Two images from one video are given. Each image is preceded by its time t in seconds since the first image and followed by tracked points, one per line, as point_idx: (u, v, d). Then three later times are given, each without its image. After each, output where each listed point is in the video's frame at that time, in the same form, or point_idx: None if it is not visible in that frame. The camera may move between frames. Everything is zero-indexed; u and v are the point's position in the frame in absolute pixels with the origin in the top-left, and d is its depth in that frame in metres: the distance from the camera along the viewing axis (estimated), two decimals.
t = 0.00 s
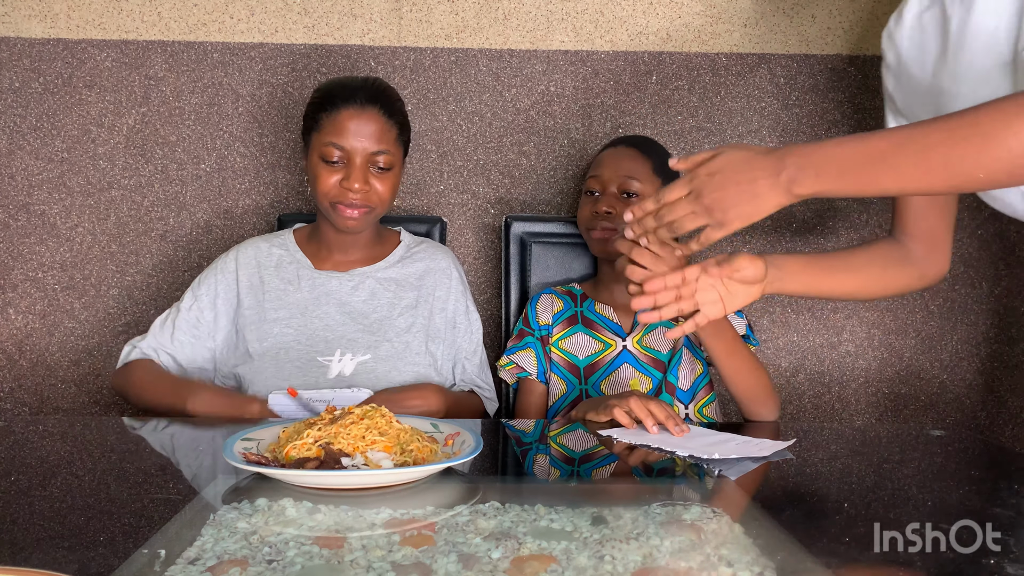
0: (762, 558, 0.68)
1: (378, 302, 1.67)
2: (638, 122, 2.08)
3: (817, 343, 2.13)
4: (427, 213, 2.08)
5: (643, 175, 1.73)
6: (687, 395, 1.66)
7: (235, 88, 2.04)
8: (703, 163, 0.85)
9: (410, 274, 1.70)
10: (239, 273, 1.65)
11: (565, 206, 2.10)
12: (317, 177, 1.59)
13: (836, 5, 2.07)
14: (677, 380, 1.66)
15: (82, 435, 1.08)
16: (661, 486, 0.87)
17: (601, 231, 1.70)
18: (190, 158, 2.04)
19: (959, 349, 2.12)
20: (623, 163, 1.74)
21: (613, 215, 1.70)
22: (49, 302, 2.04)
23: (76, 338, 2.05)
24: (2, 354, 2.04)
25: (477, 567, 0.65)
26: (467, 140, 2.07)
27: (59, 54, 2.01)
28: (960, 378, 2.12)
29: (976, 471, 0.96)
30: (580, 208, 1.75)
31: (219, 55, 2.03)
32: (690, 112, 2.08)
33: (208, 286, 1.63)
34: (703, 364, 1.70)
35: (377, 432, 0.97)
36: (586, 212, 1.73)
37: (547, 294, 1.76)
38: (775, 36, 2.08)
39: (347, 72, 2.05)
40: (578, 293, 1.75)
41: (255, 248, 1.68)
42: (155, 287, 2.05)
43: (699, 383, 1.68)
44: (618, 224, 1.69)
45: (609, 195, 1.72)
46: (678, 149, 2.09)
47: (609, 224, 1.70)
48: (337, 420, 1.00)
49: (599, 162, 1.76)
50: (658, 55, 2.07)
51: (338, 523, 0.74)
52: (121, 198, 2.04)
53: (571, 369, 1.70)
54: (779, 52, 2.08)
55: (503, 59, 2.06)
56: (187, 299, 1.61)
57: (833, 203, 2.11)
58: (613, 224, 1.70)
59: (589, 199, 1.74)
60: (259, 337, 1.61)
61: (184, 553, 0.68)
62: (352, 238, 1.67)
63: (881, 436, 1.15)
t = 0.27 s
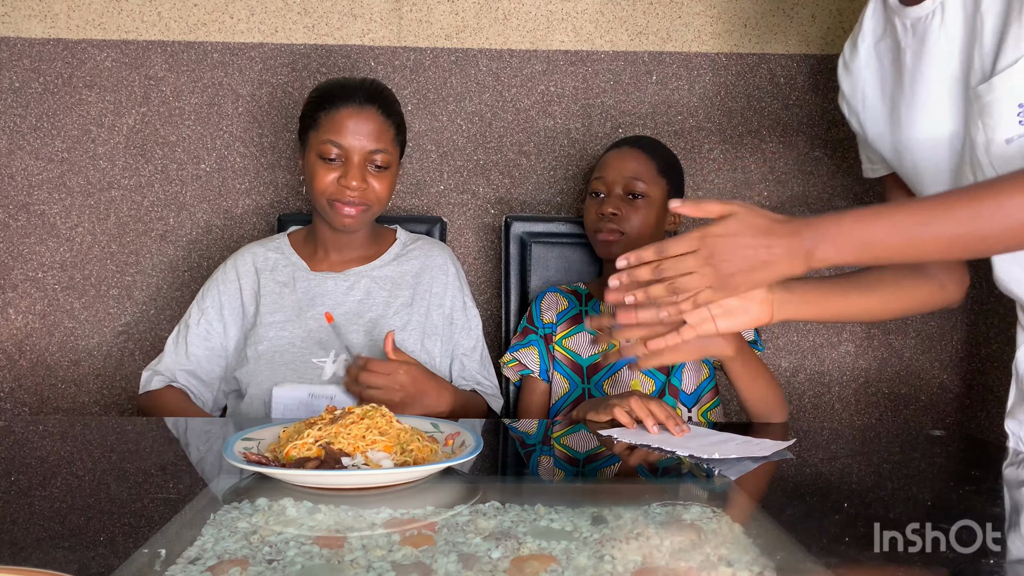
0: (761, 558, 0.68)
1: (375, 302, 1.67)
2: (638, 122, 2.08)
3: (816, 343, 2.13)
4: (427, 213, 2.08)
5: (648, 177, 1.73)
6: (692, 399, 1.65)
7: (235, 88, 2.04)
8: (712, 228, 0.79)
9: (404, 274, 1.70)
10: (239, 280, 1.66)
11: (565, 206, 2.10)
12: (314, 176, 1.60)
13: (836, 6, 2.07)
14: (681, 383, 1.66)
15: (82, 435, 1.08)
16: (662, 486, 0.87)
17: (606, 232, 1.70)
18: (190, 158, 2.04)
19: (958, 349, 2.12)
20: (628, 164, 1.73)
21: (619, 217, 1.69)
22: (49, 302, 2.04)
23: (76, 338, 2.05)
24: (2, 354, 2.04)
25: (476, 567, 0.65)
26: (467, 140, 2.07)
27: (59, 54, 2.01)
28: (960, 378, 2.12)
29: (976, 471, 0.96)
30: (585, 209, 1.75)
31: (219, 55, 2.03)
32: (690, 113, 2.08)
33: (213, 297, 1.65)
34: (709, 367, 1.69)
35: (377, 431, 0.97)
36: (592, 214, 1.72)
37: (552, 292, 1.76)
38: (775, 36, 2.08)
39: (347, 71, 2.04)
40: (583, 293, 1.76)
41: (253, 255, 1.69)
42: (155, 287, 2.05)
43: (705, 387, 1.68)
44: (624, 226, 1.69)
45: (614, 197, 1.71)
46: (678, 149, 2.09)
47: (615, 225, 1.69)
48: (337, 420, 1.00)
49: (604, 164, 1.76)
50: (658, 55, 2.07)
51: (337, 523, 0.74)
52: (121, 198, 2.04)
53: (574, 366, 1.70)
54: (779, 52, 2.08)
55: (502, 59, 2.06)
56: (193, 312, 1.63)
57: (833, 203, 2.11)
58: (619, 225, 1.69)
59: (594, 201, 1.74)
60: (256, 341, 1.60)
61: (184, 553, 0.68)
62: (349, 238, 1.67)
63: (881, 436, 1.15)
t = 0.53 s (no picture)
0: (762, 559, 0.68)
1: (375, 303, 1.67)
2: (638, 122, 2.08)
3: (817, 343, 2.13)
4: (427, 213, 2.08)
5: (648, 178, 1.73)
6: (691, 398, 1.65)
7: (235, 88, 2.03)
8: (764, 274, 0.78)
9: (403, 275, 1.69)
10: (240, 278, 1.66)
11: (565, 207, 2.10)
12: (315, 173, 1.60)
13: (836, 5, 2.06)
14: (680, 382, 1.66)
15: (82, 434, 1.08)
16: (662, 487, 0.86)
17: (605, 235, 1.70)
18: (190, 158, 2.04)
19: (959, 349, 2.12)
20: (628, 165, 1.73)
21: (618, 219, 1.69)
22: (49, 302, 2.04)
23: (76, 338, 2.04)
24: (2, 354, 2.04)
25: (477, 567, 0.65)
26: (467, 140, 2.07)
27: (58, 54, 2.00)
28: (960, 378, 2.12)
29: (976, 471, 0.96)
30: (585, 210, 1.75)
31: (219, 55, 2.03)
32: (690, 113, 2.08)
33: (213, 294, 1.64)
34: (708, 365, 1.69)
35: (377, 431, 0.97)
36: (591, 215, 1.73)
37: (549, 291, 1.76)
38: (775, 36, 2.07)
39: (347, 71, 2.04)
40: (582, 292, 1.76)
41: (253, 252, 1.68)
42: (155, 287, 2.05)
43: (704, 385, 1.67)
44: (623, 228, 1.69)
45: (613, 199, 1.71)
46: (678, 149, 2.09)
47: (614, 227, 1.69)
48: (337, 420, 1.00)
49: (604, 165, 1.76)
50: (658, 55, 2.07)
51: (337, 523, 0.74)
52: (121, 198, 2.04)
53: (572, 365, 1.70)
54: (779, 53, 2.08)
55: (502, 59, 2.06)
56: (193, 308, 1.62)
57: (834, 203, 2.11)
58: (618, 228, 1.70)
59: (594, 201, 1.74)
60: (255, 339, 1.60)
61: (184, 553, 0.68)
62: (350, 235, 1.67)
63: (882, 436, 1.15)
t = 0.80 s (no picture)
0: (762, 559, 0.68)
1: (377, 305, 1.67)
2: (638, 122, 2.08)
3: (817, 344, 2.13)
4: (427, 213, 2.08)
5: (646, 179, 1.72)
6: (690, 396, 1.66)
7: (235, 88, 2.03)
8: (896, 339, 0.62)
9: (405, 278, 1.70)
10: (241, 276, 1.65)
11: (565, 207, 2.10)
12: (319, 174, 1.60)
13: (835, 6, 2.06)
14: (679, 380, 1.67)
15: (82, 434, 1.08)
16: (662, 487, 0.86)
17: (602, 235, 1.70)
18: (190, 158, 2.04)
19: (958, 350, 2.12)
20: (626, 166, 1.73)
21: (615, 219, 1.69)
22: (49, 302, 2.04)
23: (76, 338, 2.04)
24: (2, 354, 2.04)
25: (477, 567, 0.65)
26: (467, 141, 2.07)
27: (58, 54, 2.00)
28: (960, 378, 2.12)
29: (976, 471, 0.96)
30: (584, 210, 1.76)
31: (219, 55, 2.03)
32: (690, 113, 2.08)
33: (215, 291, 1.63)
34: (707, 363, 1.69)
35: (377, 431, 0.97)
36: (589, 216, 1.73)
37: (547, 292, 1.76)
38: (775, 36, 2.07)
39: (347, 72, 2.04)
40: (580, 290, 1.76)
41: (255, 250, 1.68)
42: (155, 287, 2.05)
43: (703, 383, 1.68)
44: (620, 229, 1.69)
45: (611, 199, 1.71)
46: (678, 149, 2.09)
47: (611, 228, 1.69)
48: (337, 420, 1.00)
49: (603, 164, 1.76)
50: (658, 55, 2.07)
51: (337, 523, 0.74)
52: (121, 198, 2.04)
53: (571, 365, 1.70)
54: (779, 53, 2.08)
55: (502, 59, 2.06)
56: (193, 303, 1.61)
57: (834, 203, 2.11)
58: (615, 228, 1.69)
59: (593, 201, 1.74)
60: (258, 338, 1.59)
61: (184, 553, 0.68)
62: (353, 237, 1.67)
63: (882, 436, 1.15)
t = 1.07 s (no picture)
0: (762, 559, 0.68)
1: (375, 303, 1.68)
2: (638, 121, 2.08)
3: (817, 344, 2.13)
4: (427, 213, 2.08)
5: (644, 182, 1.71)
6: (690, 395, 1.67)
7: (235, 88, 2.03)
8: None
9: (405, 277, 1.70)
10: (236, 266, 1.62)
11: (565, 207, 2.10)
12: (301, 182, 1.58)
13: (835, 5, 2.06)
14: (680, 380, 1.67)
15: (82, 434, 1.08)
16: (662, 487, 0.86)
17: (601, 239, 1.69)
18: (190, 158, 2.04)
19: (958, 349, 2.12)
20: (625, 168, 1.71)
21: (613, 222, 1.69)
22: (49, 302, 2.04)
23: (76, 338, 2.05)
24: (2, 354, 2.04)
25: (477, 567, 0.65)
26: (467, 140, 2.07)
27: (59, 54, 2.01)
28: (960, 378, 2.12)
29: (976, 471, 0.96)
30: (583, 210, 1.76)
31: (219, 55, 2.03)
32: (690, 113, 2.08)
33: (210, 279, 1.58)
34: (707, 362, 1.70)
35: (377, 431, 0.97)
36: (588, 217, 1.73)
37: (547, 291, 1.76)
38: (775, 36, 2.07)
39: (348, 71, 2.04)
40: (580, 290, 1.76)
41: (250, 245, 1.66)
42: (155, 287, 2.05)
43: (703, 382, 1.69)
44: (618, 233, 1.69)
45: (609, 202, 1.71)
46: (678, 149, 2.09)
47: (609, 232, 1.69)
48: (337, 420, 1.00)
49: (602, 165, 1.74)
50: (658, 55, 2.07)
51: (338, 523, 0.74)
52: (121, 198, 2.04)
53: (571, 365, 1.70)
54: (779, 53, 2.08)
55: (503, 59, 2.06)
56: (185, 290, 1.55)
57: (834, 203, 2.11)
58: (613, 232, 1.69)
59: (591, 202, 1.74)
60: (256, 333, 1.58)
61: (184, 553, 0.68)
62: (344, 238, 1.67)
63: (881, 436, 1.15)
